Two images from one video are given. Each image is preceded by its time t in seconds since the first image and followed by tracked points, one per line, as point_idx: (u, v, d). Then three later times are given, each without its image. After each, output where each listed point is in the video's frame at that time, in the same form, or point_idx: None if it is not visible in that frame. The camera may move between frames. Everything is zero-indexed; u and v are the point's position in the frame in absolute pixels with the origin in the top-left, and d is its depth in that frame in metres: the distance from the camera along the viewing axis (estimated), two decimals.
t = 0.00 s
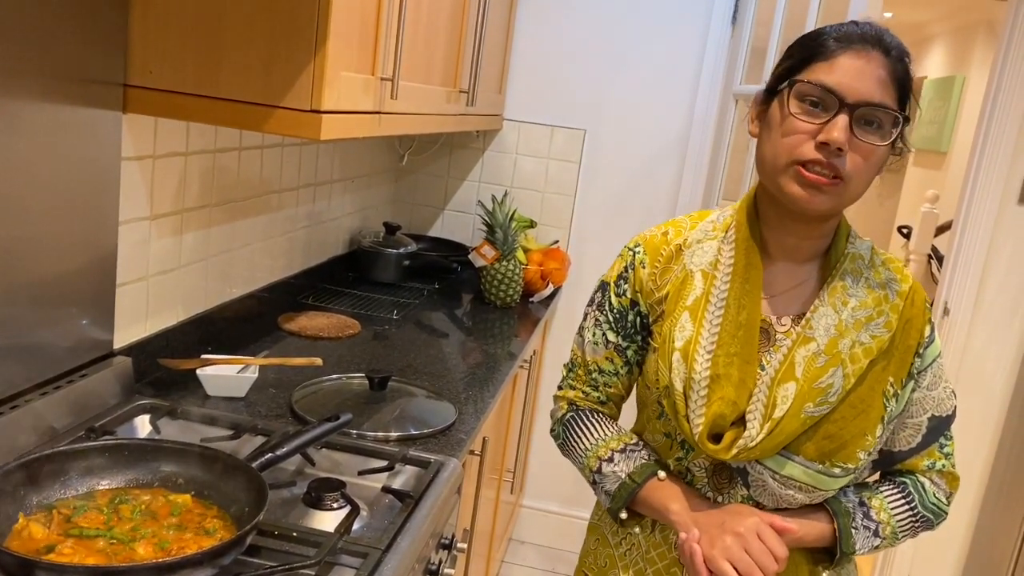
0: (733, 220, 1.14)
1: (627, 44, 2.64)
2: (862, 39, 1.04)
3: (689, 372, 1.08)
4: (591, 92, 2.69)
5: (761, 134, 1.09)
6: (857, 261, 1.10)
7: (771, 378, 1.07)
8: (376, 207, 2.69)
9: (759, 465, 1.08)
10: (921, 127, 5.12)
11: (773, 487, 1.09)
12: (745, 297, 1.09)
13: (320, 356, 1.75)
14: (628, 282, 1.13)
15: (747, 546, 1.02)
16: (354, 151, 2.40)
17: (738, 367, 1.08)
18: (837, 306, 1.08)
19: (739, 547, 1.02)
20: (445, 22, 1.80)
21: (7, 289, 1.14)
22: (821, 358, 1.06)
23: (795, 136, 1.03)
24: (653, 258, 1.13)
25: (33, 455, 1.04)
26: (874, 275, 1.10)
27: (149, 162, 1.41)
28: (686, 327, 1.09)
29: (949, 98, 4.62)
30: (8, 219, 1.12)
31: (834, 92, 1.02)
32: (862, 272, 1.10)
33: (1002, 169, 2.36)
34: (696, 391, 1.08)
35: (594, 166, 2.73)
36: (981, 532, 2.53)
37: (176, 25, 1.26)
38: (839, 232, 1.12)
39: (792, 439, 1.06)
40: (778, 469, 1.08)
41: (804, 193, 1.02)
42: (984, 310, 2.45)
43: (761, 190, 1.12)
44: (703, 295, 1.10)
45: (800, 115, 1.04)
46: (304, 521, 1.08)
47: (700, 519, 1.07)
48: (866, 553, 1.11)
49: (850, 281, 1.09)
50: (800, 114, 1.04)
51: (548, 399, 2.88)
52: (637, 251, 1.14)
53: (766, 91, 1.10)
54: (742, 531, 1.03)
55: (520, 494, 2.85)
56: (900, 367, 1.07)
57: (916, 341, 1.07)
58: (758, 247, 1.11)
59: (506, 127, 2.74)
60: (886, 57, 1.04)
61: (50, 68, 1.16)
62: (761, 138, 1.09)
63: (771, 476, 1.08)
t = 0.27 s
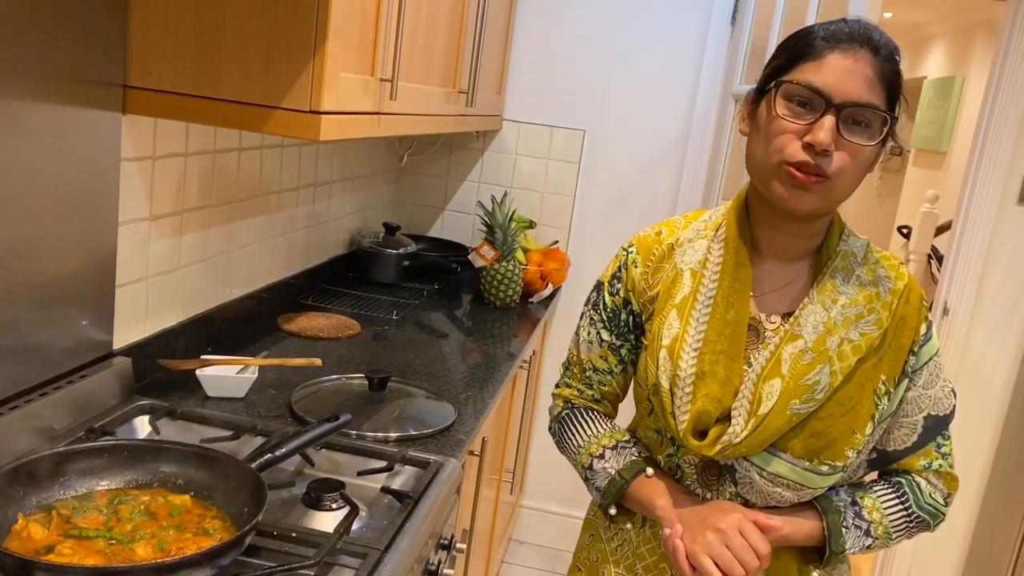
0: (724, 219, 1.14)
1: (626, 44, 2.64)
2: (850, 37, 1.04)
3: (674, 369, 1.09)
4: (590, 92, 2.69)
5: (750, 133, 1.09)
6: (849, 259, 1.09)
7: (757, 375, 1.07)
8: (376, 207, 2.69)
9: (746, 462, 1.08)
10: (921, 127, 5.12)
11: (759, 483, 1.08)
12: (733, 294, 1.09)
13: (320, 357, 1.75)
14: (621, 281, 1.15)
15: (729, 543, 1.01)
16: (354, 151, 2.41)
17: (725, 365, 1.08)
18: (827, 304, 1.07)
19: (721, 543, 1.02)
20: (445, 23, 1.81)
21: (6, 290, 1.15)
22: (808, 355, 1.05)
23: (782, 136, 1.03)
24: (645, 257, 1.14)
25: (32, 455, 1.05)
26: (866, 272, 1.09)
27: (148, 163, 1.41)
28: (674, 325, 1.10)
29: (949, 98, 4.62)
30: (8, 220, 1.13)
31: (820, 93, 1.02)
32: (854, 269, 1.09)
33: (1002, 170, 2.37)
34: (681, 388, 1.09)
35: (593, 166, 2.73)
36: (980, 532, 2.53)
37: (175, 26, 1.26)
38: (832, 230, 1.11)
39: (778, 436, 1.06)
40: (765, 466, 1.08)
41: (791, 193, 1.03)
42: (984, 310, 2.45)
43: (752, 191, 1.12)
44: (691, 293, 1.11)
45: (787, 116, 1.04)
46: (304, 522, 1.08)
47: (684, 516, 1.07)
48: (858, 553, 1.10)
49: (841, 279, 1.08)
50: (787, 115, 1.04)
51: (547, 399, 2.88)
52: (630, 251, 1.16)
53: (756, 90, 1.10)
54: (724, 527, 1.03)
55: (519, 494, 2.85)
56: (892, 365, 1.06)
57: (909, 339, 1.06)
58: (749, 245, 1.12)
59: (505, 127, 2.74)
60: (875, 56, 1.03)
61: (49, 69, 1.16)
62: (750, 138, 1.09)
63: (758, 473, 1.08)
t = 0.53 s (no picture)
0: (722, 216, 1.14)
1: (627, 45, 2.64)
2: (844, 35, 1.03)
3: (667, 366, 1.10)
4: (591, 92, 2.69)
5: (745, 133, 1.09)
6: (846, 257, 1.08)
7: (750, 372, 1.07)
8: (377, 207, 2.69)
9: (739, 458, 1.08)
10: (922, 127, 5.12)
11: (752, 481, 1.08)
12: (728, 291, 1.09)
13: (321, 357, 1.75)
14: (619, 279, 1.16)
15: (719, 541, 1.02)
16: (355, 151, 2.41)
17: (717, 361, 1.08)
18: (822, 302, 1.06)
19: (710, 541, 1.02)
20: (446, 24, 1.81)
21: (8, 290, 1.15)
22: (802, 352, 1.05)
23: (775, 136, 1.03)
24: (643, 255, 1.15)
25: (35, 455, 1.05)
26: (864, 271, 1.08)
27: (150, 164, 1.41)
28: (667, 322, 1.10)
29: (950, 98, 4.62)
30: (9, 221, 1.13)
31: (813, 93, 1.02)
32: (851, 267, 1.08)
33: (1003, 170, 2.36)
34: (674, 384, 1.09)
35: (594, 167, 2.73)
36: (981, 533, 2.53)
37: (177, 27, 1.26)
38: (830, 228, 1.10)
39: (770, 434, 1.05)
40: (757, 464, 1.07)
41: (784, 193, 1.03)
42: (985, 310, 2.45)
43: (748, 190, 1.12)
44: (686, 290, 1.11)
45: (780, 116, 1.04)
46: (305, 522, 1.08)
47: (675, 512, 1.08)
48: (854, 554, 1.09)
49: (837, 277, 1.07)
50: (780, 115, 1.04)
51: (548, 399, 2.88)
52: (628, 249, 1.16)
53: (750, 89, 1.10)
54: (714, 525, 1.03)
55: (521, 494, 2.85)
56: (890, 365, 1.04)
57: (907, 339, 1.04)
58: (745, 242, 1.12)
59: (506, 127, 2.74)
60: (869, 54, 1.02)
61: (51, 70, 1.16)
62: (744, 137, 1.09)
63: (751, 471, 1.08)
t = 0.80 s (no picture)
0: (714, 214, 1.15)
1: (629, 45, 2.64)
2: (847, 35, 1.03)
3: (655, 363, 1.10)
4: (592, 91, 2.69)
5: (742, 128, 1.09)
6: (838, 256, 1.08)
7: (738, 370, 1.07)
8: (379, 208, 2.69)
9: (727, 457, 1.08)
10: (923, 127, 5.12)
11: (739, 480, 1.08)
12: (717, 289, 1.10)
13: (324, 357, 1.75)
14: (613, 278, 1.18)
15: (702, 539, 1.01)
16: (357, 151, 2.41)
17: (705, 359, 1.08)
18: (813, 300, 1.06)
19: (693, 539, 1.02)
20: (449, 25, 1.81)
21: (11, 291, 1.15)
22: (790, 351, 1.05)
23: (774, 134, 1.03)
24: (636, 253, 1.17)
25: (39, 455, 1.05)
26: (856, 270, 1.07)
27: (152, 164, 1.41)
28: (657, 319, 1.11)
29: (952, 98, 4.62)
30: (12, 221, 1.13)
31: (814, 92, 1.02)
32: (842, 266, 1.08)
33: (1005, 169, 2.36)
34: (661, 382, 1.09)
35: (596, 167, 2.74)
36: (984, 531, 2.53)
37: (179, 28, 1.27)
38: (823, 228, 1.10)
39: (758, 432, 1.05)
40: (744, 462, 1.07)
41: (780, 191, 1.03)
42: (988, 309, 2.45)
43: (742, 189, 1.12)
44: (676, 288, 1.12)
45: (780, 114, 1.04)
46: (308, 522, 1.08)
47: (662, 510, 1.08)
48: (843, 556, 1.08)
49: (829, 275, 1.07)
50: (780, 113, 1.04)
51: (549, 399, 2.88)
52: (622, 248, 1.18)
53: (750, 85, 1.10)
54: (698, 522, 1.03)
55: (523, 493, 2.85)
56: (882, 365, 1.04)
57: (900, 338, 1.04)
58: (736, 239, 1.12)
59: (508, 127, 2.74)
60: (871, 56, 1.02)
61: (53, 71, 1.16)
62: (741, 133, 1.09)
63: (739, 470, 1.08)
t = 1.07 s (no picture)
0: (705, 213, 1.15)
1: (631, 44, 2.64)
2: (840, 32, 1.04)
3: (646, 364, 1.10)
4: (594, 90, 2.69)
5: (735, 125, 1.09)
6: (830, 253, 1.08)
7: (728, 370, 1.07)
8: (381, 207, 2.70)
9: (717, 457, 1.08)
10: (926, 126, 5.12)
11: (731, 480, 1.08)
12: (709, 288, 1.09)
13: (326, 356, 1.76)
14: (606, 277, 1.18)
15: (692, 539, 1.02)
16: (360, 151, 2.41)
17: (696, 360, 1.09)
18: (804, 298, 1.06)
19: (684, 539, 1.02)
20: (451, 24, 1.81)
21: (15, 291, 1.15)
22: (781, 350, 1.04)
23: (766, 130, 1.03)
24: (629, 253, 1.17)
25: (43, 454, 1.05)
26: (848, 267, 1.07)
27: (155, 164, 1.41)
28: (648, 320, 1.11)
29: (954, 97, 4.62)
30: (15, 221, 1.13)
31: (807, 89, 1.02)
32: (834, 265, 1.07)
33: (1009, 168, 2.36)
34: (652, 383, 1.10)
35: (598, 166, 2.74)
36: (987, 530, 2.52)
37: (182, 28, 1.27)
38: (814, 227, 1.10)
39: (749, 433, 1.05)
40: (736, 463, 1.07)
41: (772, 189, 1.03)
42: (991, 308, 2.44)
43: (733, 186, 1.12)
44: (667, 288, 1.12)
45: (772, 110, 1.03)
46: (311, 521, 1.08)
47: (653, 510, 1.08)
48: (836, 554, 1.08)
49: (820, 273, 1.07)
50: (773, 109, 1.03)
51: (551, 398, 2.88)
52: (615, 247, 1.18)
53: (743, 81, 1.10)
54: (688, 522, 1.03)
55: (525, 493, 2.85)
56: (874, 362, 1.03)
57: (892, 334, 1.03)
58: (728, 238, 1.12)
59: (510, 127, 2.74)
60: (865, 54, 1.03)
61: (57, 71, 1.16)
62: (734, 130, 1.09)
63: (730, 470, 1.08)
